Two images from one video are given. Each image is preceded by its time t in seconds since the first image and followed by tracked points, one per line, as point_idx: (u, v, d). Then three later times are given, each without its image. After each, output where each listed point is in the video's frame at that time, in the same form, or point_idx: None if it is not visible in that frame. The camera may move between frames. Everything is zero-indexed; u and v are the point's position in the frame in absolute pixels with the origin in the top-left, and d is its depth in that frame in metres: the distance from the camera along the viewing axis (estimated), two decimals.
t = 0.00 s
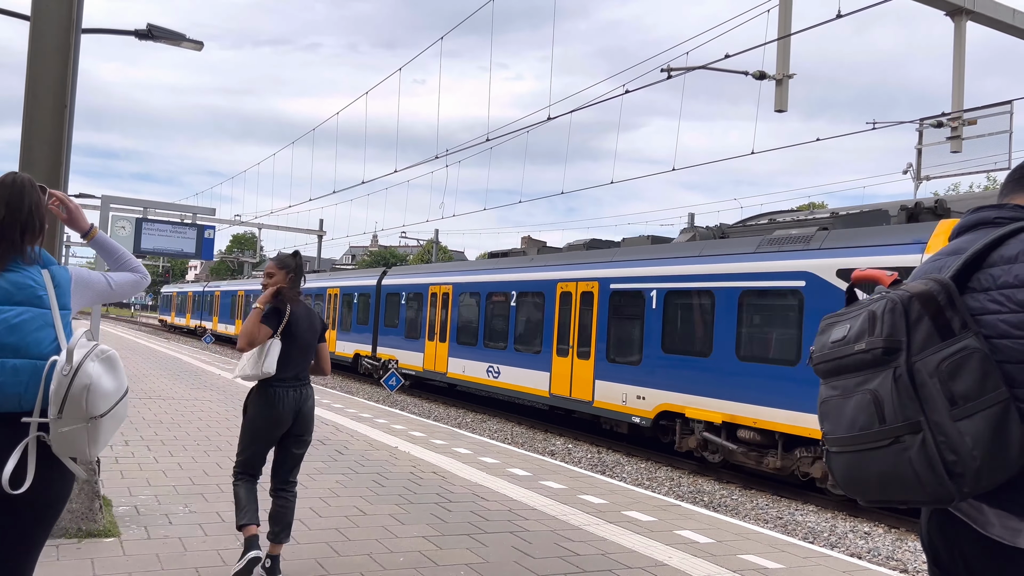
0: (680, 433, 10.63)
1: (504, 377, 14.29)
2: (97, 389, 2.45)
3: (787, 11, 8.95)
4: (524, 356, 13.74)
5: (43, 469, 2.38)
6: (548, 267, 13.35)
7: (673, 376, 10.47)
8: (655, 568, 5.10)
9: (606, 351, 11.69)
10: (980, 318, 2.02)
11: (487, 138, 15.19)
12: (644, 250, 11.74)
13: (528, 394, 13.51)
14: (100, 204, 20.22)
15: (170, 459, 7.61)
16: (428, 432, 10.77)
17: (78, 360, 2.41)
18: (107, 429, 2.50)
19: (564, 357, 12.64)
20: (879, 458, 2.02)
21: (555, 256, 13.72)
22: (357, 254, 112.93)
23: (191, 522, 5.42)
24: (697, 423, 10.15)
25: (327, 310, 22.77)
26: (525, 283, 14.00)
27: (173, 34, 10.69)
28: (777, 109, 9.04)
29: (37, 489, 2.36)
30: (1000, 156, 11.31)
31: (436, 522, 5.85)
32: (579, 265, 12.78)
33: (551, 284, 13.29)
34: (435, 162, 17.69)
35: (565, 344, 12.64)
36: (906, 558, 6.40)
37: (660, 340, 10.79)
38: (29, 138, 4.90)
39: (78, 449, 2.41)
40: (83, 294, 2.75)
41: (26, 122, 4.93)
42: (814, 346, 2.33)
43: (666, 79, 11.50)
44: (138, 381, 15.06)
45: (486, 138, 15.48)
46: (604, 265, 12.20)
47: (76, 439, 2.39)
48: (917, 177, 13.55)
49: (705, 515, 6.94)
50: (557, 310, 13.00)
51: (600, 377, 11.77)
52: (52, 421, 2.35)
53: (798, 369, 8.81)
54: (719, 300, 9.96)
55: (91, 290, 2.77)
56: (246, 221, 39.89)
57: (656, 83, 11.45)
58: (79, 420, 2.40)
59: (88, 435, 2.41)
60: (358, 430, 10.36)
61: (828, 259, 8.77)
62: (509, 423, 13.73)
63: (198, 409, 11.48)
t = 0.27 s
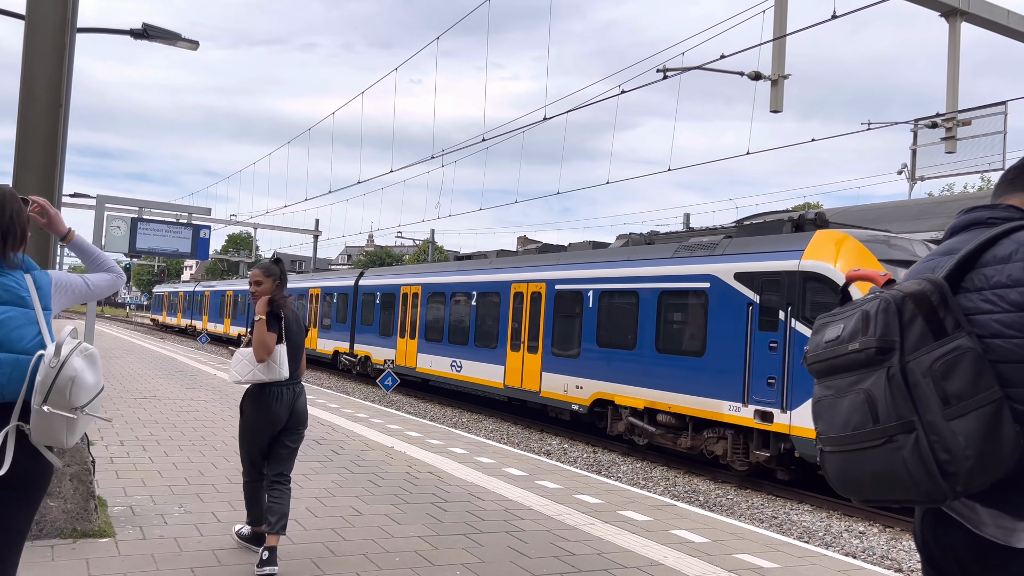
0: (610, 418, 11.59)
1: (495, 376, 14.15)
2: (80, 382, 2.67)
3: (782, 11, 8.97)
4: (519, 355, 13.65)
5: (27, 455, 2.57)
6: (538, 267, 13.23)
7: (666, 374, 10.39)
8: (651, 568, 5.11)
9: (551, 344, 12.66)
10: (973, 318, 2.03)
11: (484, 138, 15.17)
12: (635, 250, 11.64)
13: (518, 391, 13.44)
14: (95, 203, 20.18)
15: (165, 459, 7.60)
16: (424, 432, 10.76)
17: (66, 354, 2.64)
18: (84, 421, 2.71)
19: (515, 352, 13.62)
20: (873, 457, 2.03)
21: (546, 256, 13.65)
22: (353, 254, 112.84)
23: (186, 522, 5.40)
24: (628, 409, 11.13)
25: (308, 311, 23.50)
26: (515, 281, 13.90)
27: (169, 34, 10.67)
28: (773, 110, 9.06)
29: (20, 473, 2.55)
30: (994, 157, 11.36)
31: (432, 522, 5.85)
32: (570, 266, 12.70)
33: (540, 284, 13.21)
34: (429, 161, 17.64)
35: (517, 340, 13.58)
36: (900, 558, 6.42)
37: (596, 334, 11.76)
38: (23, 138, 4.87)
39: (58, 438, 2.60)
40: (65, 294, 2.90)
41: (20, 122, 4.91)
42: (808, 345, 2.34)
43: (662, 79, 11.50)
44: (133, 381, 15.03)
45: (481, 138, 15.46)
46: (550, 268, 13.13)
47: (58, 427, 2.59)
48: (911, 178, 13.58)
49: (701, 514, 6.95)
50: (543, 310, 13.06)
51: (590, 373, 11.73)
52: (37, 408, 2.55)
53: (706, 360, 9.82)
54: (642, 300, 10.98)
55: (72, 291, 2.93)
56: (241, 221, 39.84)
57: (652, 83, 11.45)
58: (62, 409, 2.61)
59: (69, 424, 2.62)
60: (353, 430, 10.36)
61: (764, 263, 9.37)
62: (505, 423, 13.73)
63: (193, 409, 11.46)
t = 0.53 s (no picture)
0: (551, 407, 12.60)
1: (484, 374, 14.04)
2: (50, 371, 3.08)
3: (777, 12, 8.99)
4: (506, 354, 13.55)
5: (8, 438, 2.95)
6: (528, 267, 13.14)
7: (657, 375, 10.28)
8: (645, 568, 5.11)
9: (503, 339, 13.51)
10: (966, 318, 2.04)
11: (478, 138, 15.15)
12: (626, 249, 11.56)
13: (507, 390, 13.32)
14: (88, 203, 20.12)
15: (159, 459, 7.59)
16: (419, 432, 10.75)
17: (34, 346, 3.06)
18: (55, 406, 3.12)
19: (474, 348, 14.32)
20: (866, 456, 2.04)
21: (538, 257, 13.58)
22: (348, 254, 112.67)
23: (181, 523, 5.38)
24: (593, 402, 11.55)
25: (289, 310, 23.92)
26: (505, 281, 13.79)
27: (163, 33, 10.65)
28: (767, 110, 9.08)
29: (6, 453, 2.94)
30: (987, 158, 11.40)
31: (427, 522, 5.85)
32: (560, 266, 12.61)
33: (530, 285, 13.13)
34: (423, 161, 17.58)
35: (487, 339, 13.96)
36: (894, 557, 6.44)
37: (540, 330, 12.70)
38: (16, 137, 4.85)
39: (31, 422, 2.98)
40: (39, 289, 3.28)
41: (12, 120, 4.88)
42: (802, 345, 2.34)
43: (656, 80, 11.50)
44: (126, 381, 14.98)
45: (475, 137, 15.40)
46: (501, 270, 14.14)
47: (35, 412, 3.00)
48: (905, 178, 13.60)
49: (695, 514, 6.96)
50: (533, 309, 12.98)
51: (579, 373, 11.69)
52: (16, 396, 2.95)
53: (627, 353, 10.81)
54: (579, 298, 11.96)
55: (45, 285, 3.30)
56: (235, 221, 39.75)
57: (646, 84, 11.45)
58: (35, 397, 3.00)
59: (42, 409, 3.02)
60: (348, 430, 10.34)
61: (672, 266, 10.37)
62: (500, 423, 13.73)
63: (187, 409, 11.43)
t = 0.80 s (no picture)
0: (501, 398, 13.58)
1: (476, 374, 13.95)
2: (37, 361, 3.14)
3: (770, 13, 9.01)
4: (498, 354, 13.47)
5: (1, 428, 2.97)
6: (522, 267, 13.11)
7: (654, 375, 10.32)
8: (639, 568, 5.11)
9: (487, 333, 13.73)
10: (959, 318, 2.04)
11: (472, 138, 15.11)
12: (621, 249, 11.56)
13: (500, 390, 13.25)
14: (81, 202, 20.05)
15: (152, 459, 7.56)
16: (412, 432, 10.74)
17: (21, 339, 3.13)
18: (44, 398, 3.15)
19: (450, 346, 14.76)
20: (860, 456, 2.04)
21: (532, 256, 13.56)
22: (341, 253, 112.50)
23: (173, 523, 5.37)
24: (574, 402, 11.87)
25: (283, 310, 23.87)
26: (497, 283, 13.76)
27: (156, 32, 10.61)
28: (760, 111, 9.10)
29: None
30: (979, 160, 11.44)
31: (421, 522, 5.84)
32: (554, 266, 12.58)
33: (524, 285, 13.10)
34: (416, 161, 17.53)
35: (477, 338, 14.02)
36: (886, 557, 6.46)
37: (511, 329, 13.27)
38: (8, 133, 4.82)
39: (24, 410, 3.03)
40: (27, 288, 3.26)
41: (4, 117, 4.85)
42: (795, 345, 2.34)
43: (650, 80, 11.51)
44: (119, 381, 14.93)
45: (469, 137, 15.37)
46: (461, 272, 15.05)
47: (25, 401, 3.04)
48: (898, 179, 13.64)
49: (689, 514, 6.96)
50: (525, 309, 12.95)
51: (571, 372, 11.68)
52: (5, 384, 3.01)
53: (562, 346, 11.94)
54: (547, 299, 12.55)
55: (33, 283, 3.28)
56: (228, 220, 39.68)
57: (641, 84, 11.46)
58: (25, 385, 3.07)
59: (31, 398, 3.07)
60: (341, 430, 10.33)
61: (601, 269, 11.47)
62: (494, 423, 13.73)
63: (180, 409, 11.40)
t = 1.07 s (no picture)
0: (456, 389, 14.74)
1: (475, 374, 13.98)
2: (26, 360, 3.39)
3: (763, 15, 9.03)
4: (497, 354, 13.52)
5: None
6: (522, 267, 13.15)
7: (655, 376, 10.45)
8: (631, 568, 5.11)
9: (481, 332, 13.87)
10: (952, 318, 2.05)
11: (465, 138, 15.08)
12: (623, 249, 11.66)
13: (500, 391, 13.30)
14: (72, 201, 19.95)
15: (142, 459, 7.53)
16: (405, 432, 10.73)
17: (11, 340, 3.39)
18: (36, 394, 3.41)
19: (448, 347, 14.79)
20: (853, 455, 2.04)
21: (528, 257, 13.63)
22: (333, 252, 112.29)
23: (164, 523, 5.34)
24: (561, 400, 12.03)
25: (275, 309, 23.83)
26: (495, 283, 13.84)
27: (148, 30, 10.56)
28: (753, 112, 9.12)
29: None
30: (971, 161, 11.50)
31: (413, 522, 5.83)
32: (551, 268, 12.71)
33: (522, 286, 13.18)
34: (410, 160, 17.52)
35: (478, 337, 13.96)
36: (877, 557, 6.48)
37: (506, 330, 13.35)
38: None
39: (13, 405, 3.28)
40: (28, 289, 3.62)
41: None
42: (789, 345, 2.35)
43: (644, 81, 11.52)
44: (110, 380, 14.87)
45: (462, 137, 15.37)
46: (428, 273, 16.22)
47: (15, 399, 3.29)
48: (890, 180, 13.68)
49: (681, 514, 6.97)
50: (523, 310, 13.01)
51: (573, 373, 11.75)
52: None
53: (508, 341, 13.24)
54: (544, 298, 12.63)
55: (35, 286, 3.64)
56: (220, 219, 39.55)
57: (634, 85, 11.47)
58: (14, 382, 3.31)
59: (20, 394, 3.30)
60: (334, 430, 10.31)
61: (543, 271, 12.78)
62: (486, 423, 13.72)
63: (172, 409, 11.36)
